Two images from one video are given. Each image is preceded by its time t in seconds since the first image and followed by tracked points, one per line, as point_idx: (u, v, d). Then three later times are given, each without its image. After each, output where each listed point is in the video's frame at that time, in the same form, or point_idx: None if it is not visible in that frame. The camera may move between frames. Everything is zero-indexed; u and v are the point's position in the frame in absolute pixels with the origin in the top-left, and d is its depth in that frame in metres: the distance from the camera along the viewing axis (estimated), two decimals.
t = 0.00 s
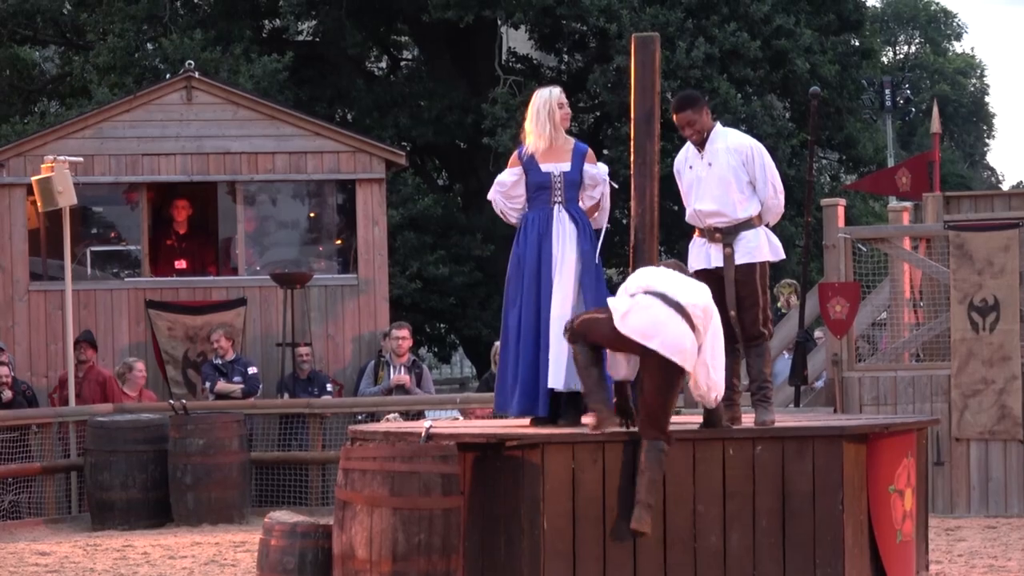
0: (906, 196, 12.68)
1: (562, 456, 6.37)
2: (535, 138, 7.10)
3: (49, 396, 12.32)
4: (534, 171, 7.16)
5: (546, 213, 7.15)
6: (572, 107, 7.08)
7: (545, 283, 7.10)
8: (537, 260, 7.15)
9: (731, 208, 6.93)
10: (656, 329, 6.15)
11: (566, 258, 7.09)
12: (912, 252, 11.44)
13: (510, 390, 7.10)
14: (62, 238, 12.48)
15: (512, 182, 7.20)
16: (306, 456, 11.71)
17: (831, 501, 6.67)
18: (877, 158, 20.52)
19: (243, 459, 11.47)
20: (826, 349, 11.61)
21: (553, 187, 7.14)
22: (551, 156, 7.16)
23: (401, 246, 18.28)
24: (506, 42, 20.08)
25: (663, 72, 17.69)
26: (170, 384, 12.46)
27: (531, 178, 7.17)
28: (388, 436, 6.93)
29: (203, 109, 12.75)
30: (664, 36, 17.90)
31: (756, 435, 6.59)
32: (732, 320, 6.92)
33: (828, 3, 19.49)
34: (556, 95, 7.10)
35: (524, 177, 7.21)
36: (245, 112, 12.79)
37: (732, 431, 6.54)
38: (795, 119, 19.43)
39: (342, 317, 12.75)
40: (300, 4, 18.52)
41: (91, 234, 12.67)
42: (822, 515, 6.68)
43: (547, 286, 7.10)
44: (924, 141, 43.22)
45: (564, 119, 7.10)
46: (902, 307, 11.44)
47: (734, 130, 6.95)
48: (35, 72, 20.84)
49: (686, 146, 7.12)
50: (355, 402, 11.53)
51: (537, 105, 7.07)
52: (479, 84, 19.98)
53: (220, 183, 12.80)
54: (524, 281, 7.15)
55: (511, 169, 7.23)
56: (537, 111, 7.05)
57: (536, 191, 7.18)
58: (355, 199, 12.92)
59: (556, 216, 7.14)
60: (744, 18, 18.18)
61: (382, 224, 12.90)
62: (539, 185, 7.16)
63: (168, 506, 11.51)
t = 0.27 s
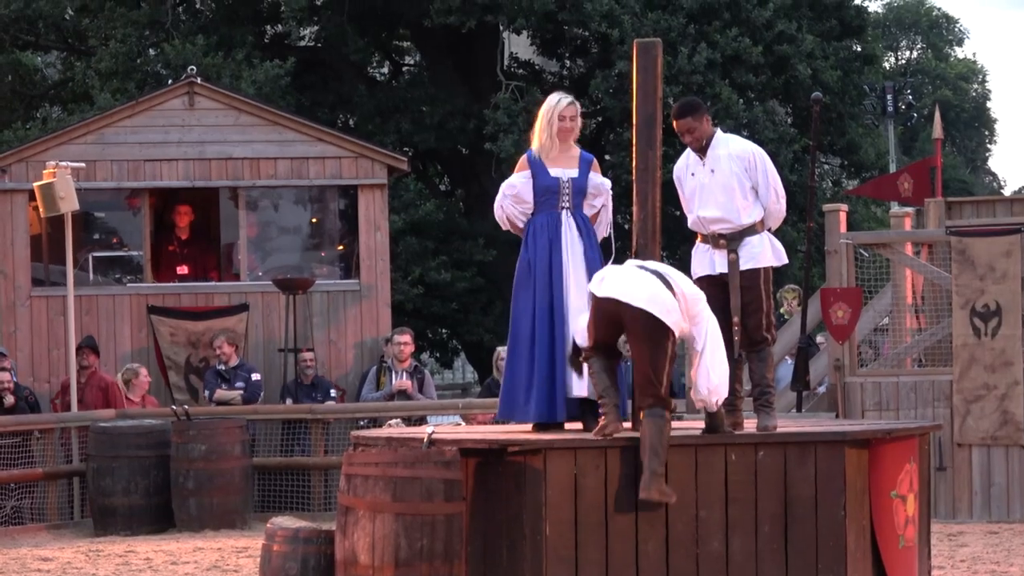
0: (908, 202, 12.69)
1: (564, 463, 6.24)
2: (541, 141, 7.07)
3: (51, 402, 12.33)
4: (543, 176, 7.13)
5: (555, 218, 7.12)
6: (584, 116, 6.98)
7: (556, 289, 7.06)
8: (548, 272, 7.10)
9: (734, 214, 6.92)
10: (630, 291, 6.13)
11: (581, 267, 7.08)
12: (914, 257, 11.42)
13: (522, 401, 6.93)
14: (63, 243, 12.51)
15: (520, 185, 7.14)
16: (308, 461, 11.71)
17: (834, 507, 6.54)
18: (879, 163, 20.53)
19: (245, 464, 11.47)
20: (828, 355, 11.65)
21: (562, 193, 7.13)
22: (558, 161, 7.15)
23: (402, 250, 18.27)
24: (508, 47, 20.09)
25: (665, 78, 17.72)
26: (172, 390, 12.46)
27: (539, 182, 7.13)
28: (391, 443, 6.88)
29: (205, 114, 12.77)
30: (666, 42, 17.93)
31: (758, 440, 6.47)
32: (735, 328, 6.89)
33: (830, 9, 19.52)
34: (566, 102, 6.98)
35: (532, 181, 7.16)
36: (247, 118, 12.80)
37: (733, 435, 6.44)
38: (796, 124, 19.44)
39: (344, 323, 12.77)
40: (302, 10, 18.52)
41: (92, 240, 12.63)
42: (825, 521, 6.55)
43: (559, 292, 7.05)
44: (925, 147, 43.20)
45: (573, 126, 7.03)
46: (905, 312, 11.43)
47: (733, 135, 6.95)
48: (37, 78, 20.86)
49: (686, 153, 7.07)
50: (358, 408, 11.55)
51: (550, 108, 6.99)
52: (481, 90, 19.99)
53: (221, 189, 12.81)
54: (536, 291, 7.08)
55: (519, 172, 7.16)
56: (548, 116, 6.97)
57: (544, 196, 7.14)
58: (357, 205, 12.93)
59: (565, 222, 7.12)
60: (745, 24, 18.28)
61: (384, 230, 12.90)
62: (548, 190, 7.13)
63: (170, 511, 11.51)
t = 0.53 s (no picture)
0: (910, 208, 12.71)
1: (567, 468, 6.41)
2: (549, 148, 7.15)
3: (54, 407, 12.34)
4: (549, 181, 7.15)
5: (560, 223, 7.12)
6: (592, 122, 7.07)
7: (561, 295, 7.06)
8: (555, 278, 7.09)
9: (737, 220, 6.91)
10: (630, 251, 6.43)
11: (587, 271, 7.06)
12: (916, 263, 11.40)
13: (529, 406, 6.92)
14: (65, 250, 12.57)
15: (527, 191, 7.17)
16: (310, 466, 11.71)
17: (834, 513, 6.60)
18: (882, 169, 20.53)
19: (248, 469, 11.46)
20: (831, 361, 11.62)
21: (567, 198, 7.14)
22: (565, 167, 7.19)
23: (405, 256, 18.27)
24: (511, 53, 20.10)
25: (668, 84, 17.76)
26: (175, 396, 12.48)
27: (545, 187, 7.15)
28: (392, 448, 6.77)
29: (208, 120, 12.76)
30: (669, 48, 18.01)
31: (761, 446, 6.52)
32: (739, 332, 6.87)
33: (833, 15, 19.53)
34: (572, 109, 7.06)
35: (538, 186, 7.18)
36: (250, 123, 12.81)
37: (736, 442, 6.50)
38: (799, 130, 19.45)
39: (347, 328, 12.76)
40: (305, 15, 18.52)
41: (95, 245, 12.66)
42: (826, 527, 6.61)
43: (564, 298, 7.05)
44: (928, 153, 43.16)
45: (580, 132, 7.11)
46: (908, 319, 11.42)
47: (736, 142, 6.93)
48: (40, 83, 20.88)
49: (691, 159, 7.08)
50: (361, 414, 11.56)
51: (557, 113, 7.07)
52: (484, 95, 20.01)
53: (224, 194, 12.83)
54: (542, 296, 7.07)
55: (526, 178, 7.20)
56: (553, 123, 7.06)
57: (549, 201, 7.15)
58: (360, 210, 12.95)
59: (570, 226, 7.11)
60: (748, 29, 18.28)
61: (387, 235, 12.92)
62: (553, 195, 7.14)
63: (172, 516, 11.50)
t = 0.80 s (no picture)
0: (912, 214, 12.72)
1: (568, 473, 6.39)
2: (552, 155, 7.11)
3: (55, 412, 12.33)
4: (549, 187, 7.15)
5: (559, 230, 7.12)
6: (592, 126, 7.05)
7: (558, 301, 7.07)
8: (553, 283, 7.11)
9: (741, 226, 6.89)
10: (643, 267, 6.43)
11: (582, 277, 7.04)
12: (918, 269, 11.43)
13: (528, 413, 6.97)
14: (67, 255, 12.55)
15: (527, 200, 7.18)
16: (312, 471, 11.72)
17: (836, 518, 6.58)
18: (883, 175, 20.54)
19: (249, 474, 11.46)
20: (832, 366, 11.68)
21: (566, 204, 7.12)
22: (566, 172, 7.15)
23: (406, 260, 18.26)
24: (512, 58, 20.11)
25: (670, 89, 17.80)
26: (176, 400, 12.47)
27: (545, 193, 7.15)
28: (394, 451, 6.77)
29: (210, 125, 12.81)
30: (670, 53, 18.04)
31: (763, 451, 6.51)
32: (733, 338, 6.87)
33: (835, 21, 19.50)
34: (571, 113, 7.05)
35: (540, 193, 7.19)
36: (251, 128, 12.84)
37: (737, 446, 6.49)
38: (801, 136, 19.45)
39: (347, 333, 12.77)
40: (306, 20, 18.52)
41: (97, 250, 12.67)
42: (827, 532, 6.59)
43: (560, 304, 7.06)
44: (929, 159, 43.15)
45: (581, 136, 7.08)
46: (908, 325, 11.48)
47: (748, 147, 6.91)
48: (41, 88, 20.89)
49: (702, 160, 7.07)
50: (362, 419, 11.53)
51: (556, 118, 7.05)
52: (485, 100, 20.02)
53: (226, 199, 12.83)
54: (539, 303, 7.09)
55: (528, 186, 7.21)
56: (553, 128, 7.03)
57: (550, 207, 7.15)
58: (361, 216, 12.94)
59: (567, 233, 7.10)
60: (750, 35, 18.24)
61: (388, 240, 12.92)
62: (553, 201, 7.13)
63: (173, 520, 11.49)
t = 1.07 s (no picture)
0: (913, 219, 12.73)
1: (568, 479, 6.40)
2: (549, 161, 7.13)
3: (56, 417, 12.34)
4: (546, 192, 7.12)
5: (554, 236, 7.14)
6: (586, 128, 7.08)
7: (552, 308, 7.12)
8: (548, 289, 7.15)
9: (748, 233, 6.87)
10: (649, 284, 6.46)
11: (571, 283, 7.05)
12: (918, 274, 11.49)
13: (524, 419, 7.05)
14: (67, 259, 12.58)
15: (525, 206, 7.15)
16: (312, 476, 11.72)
17: (836, 523, 6.59)
18: (884, 180, 20.55)
19: (250, 479, 11.45)
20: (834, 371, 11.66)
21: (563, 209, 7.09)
22: (564, 177, 7.15)
23: (406, 264, 18.26)
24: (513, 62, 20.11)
25: (671, 94, 17.83)
26: (177, 405, 12.50)
27: (543, 198, 7.12)
28: (395, 457, 6.76)
29: (211, 129, 12.78)
30: (672, 59, 18.04)
31: (764, 456, 6.51)
32: (738, 345, 6.85)
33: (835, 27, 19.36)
34: (565, 117, 7.09)
35: (538, 198, 7.16)
36: (252, 133, 12.82)
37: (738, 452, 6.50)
38: (802, 141, 19.46)
39: (348, 338, 12.77)
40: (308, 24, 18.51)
41: (98, 254, 12.68)
42: (828, 537, 6.60)
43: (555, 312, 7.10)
44: (930, 163, 43.16)
45: (577, 138, 7.12)
46: (909, 329, 11.46)
47: (758, 154, 6.89)
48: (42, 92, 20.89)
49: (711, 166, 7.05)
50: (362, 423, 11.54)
51: (550, 123, 7.10)
52: (486, 104, 20.04)
53: (227, 204, 12.83)
54: (535, 308, 7.14)
55: (527, 192, 7.18)
56: (548, 132, 7.08)
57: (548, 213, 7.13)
58: (362, 220, 12.94)
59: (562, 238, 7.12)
60: (751, 40, 18.24)
61: (389, 244, 12.92)
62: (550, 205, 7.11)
63: (174, 525, 11.49)
